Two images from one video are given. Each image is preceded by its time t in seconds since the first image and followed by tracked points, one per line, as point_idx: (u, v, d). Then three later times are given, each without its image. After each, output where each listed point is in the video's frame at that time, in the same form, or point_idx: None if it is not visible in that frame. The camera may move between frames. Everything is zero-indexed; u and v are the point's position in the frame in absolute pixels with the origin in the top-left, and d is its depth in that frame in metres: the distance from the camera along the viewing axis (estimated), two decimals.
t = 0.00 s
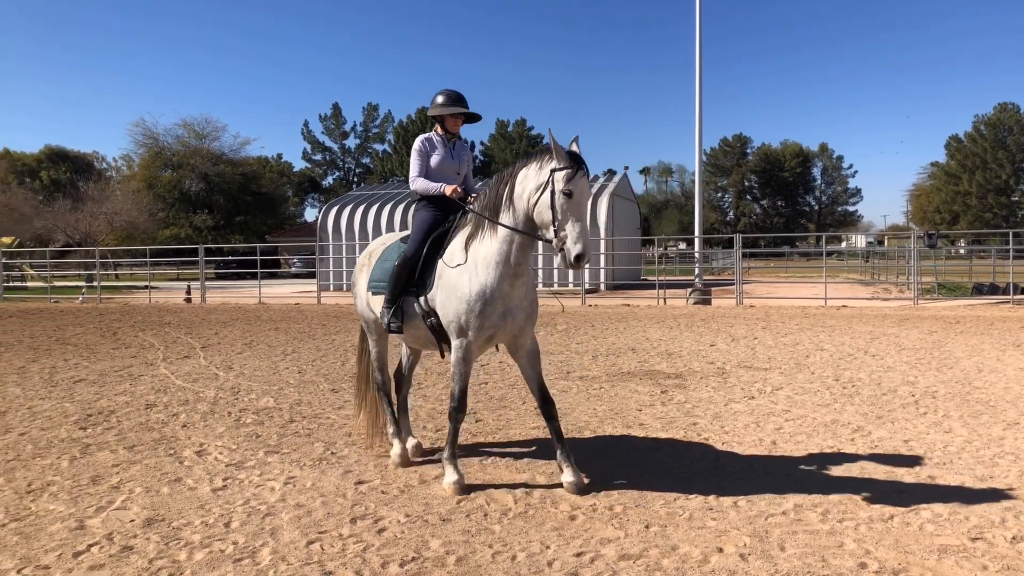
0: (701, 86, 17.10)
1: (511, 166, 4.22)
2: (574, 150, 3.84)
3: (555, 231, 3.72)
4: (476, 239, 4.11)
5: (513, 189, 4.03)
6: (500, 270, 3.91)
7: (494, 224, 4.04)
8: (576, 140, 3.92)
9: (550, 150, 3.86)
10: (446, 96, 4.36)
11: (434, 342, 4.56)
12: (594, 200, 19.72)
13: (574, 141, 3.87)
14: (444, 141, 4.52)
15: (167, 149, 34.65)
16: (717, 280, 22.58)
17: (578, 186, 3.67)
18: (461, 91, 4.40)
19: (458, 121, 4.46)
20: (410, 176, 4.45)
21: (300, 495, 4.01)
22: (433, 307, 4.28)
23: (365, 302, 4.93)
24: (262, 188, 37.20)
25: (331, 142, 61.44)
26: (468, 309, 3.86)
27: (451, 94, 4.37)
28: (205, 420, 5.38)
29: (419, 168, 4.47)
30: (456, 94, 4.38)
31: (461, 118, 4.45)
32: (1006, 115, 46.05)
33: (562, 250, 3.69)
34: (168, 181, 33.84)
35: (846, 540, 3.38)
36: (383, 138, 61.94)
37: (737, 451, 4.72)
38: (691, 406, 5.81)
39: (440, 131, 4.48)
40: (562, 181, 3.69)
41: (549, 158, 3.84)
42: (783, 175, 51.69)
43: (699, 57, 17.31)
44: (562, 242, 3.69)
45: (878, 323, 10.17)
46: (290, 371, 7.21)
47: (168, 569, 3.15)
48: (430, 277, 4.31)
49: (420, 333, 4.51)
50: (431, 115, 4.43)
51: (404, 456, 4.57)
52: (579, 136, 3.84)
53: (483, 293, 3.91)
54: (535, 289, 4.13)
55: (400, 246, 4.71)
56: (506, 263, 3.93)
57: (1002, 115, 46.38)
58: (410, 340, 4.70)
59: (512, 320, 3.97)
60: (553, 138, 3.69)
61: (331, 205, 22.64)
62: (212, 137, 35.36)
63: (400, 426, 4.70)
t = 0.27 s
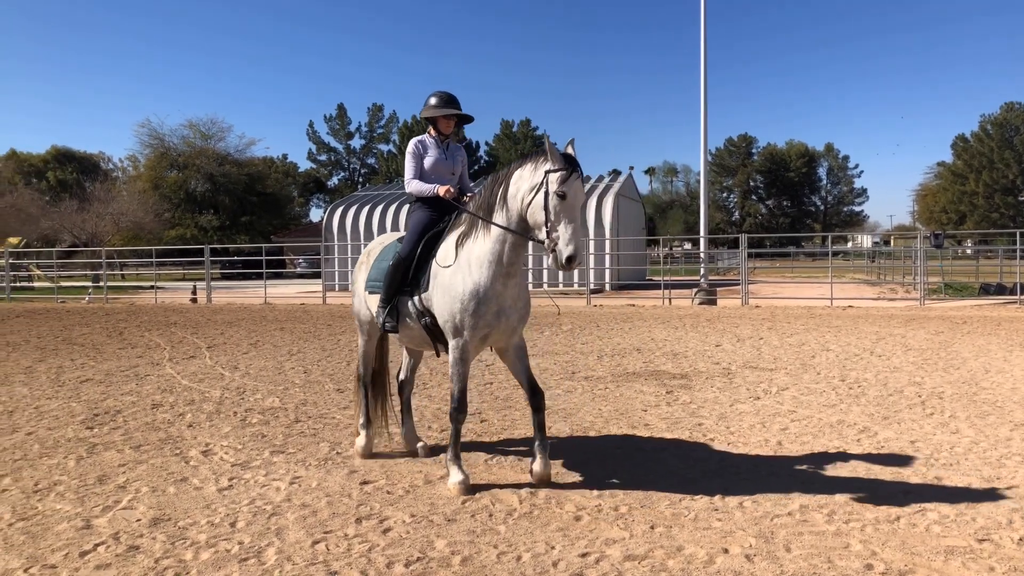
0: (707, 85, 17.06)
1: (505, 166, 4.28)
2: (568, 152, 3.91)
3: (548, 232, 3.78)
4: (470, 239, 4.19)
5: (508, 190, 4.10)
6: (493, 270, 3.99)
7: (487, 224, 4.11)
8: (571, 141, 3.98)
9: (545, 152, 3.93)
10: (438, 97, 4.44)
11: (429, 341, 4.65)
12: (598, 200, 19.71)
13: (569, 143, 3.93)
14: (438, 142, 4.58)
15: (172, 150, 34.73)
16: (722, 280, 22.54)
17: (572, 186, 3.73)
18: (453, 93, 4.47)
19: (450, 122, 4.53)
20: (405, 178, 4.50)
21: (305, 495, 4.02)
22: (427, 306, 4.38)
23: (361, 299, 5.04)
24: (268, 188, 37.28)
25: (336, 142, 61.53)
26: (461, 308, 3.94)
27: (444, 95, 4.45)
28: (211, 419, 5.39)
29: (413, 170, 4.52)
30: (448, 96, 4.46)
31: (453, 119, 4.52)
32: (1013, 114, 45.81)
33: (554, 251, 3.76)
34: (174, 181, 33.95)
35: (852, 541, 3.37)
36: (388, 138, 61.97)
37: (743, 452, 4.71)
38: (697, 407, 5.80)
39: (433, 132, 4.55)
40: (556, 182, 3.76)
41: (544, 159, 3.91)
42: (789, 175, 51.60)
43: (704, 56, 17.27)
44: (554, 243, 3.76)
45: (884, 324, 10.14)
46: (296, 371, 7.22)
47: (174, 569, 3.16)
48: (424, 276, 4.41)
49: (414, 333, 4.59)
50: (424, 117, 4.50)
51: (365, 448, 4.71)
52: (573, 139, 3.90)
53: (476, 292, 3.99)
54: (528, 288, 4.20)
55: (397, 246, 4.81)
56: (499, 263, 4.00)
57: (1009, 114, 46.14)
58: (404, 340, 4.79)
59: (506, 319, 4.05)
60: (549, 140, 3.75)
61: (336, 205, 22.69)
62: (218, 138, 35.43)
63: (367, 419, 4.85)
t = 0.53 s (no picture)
0: (712, 85, 17.04)
1: (503, 165, 4.30)
2: (566, 153, 3.93)
3: (543, 234, 3.81)
4: (465, 237, 4.22)
5: (504, 190, 4.13)
6: (489, 268, 4.02)
7: (483, 223, 4.15)
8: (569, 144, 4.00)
9: (543, 153, 3.95)
10: (432, 97, 4.49)
11: (424, 339, 4.68)
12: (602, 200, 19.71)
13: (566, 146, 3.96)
14: (432, 142, 4.61)
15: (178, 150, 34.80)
16: (727, 280, 22.50)
17: (568, 189, 3.75)
18: (446, 92, 4.52)
19: (444, 122, 4.55)
20: (400, 179, 4.56)
21: (310, 495, 4.02)
22: (422, 305, 4.41)
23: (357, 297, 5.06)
24: (274, 188, 37.35)
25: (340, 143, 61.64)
26: (458, 306, 3.98)
27: (437, 95, 4.50)
28: (215, 419, 5.40)
29: (408, 169, 4.55)
30: (441, 95, 4.51)
31: (447, 119, 4.56)
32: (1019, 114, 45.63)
33: (548, 252, 3.80)
34: (180, 181, 34.02)
35: (857, 542, 3.37)
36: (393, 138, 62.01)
37: (748, 452, 4.70)
38: (701, 407, 5.79)
39: (427, 133, 4.58)
40: (552, 184, 3.79)
41: (541, 161, 3.93)
42: (795, 175, 51.53)
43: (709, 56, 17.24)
44: (549, 244, 3.79)
45: (889, 324, 10.11)
46: (300, 371, 7.24)
47: (179, 568, 3.16)
48: (420, 275, 4.43)
49: (409, 332, 4.62)
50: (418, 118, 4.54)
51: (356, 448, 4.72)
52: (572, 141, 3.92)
53: (473, 291, 4.03)
54: (522, 287, 4.25)
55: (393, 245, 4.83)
56: (495, 262, 4.04)
57: (1015, 114, 45.97)
58: (398, 339, 4.81)
59: (501, 319, 4.09)
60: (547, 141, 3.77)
61: (341, 206, 22.73)
62: (223, 138, 35.49)
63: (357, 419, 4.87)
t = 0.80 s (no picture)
0: (724, 85, 17.00)
1: (503, 165, 4.32)
2: (566, 152, 3.97)
3: (546, 232, 3.85)
4: (469, 237, 4.24)
5: (506, 190, 4.16)
6: (495, 268, 4.04)
7: (486, 223, 4.16)
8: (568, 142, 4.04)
9: (543, 152, 3.98)
10: (434, 96, 4.54)
11: (428, 338, 4.69)
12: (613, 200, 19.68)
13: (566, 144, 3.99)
14: (435, 140, 4.62)
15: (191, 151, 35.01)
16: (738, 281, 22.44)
17: (569, 187, 3.79)
18: (448, 92, 4.58)
19: (445, 121, 4.60)
20: (404, 176, 4.55)
21: (321, 495, 4.04)
22: (427, 303, 4.42)
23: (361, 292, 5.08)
24: (286, 189, 37.45)
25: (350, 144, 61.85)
26: (465, 306, 3.98)
27: (439, 94, 4.56)
28: (228, 419, 5.43)
29: (411, 168, 4.56)
30: (443, 95, 4.56)
31: (449, 117, 4.60)
32: None
33: (553, 250, 3.83)
34: (192, 182, 34.22)
35: (870, 544, 3.34)
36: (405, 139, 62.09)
37: (760, 453, 4.68)
38: (713, 408, 5.77)
39: (429, 131, 4.61)
40: (554, 183, 3.82)
41: (542, 160, 3.96)
42: (807, 175, 51.28)
43: (721, 56, 17.20)
44: (553, 243, 3.83)
45: (903, 325, 10.03)
46: (311, 371, 7.27)
47: (192, 567, 3.18)
48: (424, 274, 4.45)
49: (414, 330, 4.63)
50: (421, 116, 4.57)
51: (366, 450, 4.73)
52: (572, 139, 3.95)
53: (479, 290, 4.04)
54: (526, 287, 4.27)
55: (397, 244, 4.85)
56: (500, 261, 4.06)
57: None
58: (402, 336, 4.83)
59: (507, 318, 4.11)
60: (547, 141, 3.81)
61: (352, 207, 22.81)
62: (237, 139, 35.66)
63: (367, 421, 4.89)
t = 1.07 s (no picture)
0: (734, 85, 16.95)
1: (505, 166, 4.35)
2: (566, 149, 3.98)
3: (551, 230, 3.86)
4: (475, 237, 4.25)
5: (508, 190, 4.18)
6: (502, 267, 4.06)
7: (491, 223, 4.18)
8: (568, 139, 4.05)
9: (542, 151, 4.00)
10: (436, 97, 4.55)
11: (433, 336, 4.70)
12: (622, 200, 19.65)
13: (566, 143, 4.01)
14: (437, 141, 4.65)
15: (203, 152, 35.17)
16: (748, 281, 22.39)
17: (570, 183, 3.80)
18: (449, 93, 4.58)
19: (447, 122, 4.61)
20: (407, 177, 4.57)
21: (332, 494, 4.05)
22: (433, 302, 4.42)
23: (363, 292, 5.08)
24: (297, 190, 37.51)
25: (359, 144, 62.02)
26: (474, 305, 3.99)
27: (440, 95, 4.56)
28: (239, 418, 5.46)
29: (414, 168, 4.58)
30: (445, 96, 4.57)
31: (451, 118, 4.61)
32: None
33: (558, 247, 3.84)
34: (204, 183, 34.36)
35: (882, 546, 3.32)
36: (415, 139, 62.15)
37: (771, 454, 4.67)
38: (724, 409, 5.75)
39: (432, 132, 4.64)
40: (555, 180, 3.83)
41: (542, 158, 3.98)
42: (817, 175, 51.05)
43: (730, 55, 17.15)
44: (557, 239, 3.84)
45: (915, 325, 9.97)
46: (322, 371, 7.29)
47: (203, 566, 3.19)
48: (431, 273, 4.45)
49: (420, 329, 4.64)
50: (423, 117, 4.59)
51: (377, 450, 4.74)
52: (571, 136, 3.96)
53: (487, 290, 4.06)
54: (533, 286, 4.30)
55: (401, 244, 4.85)
56: (507, 260, 4.07)
57: None
58: (406, 335, 4.83)
59: (514, 318, 4.14)
60: (545, 139, 3.83)
61: (362, 207, 22.84)
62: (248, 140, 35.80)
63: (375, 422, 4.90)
